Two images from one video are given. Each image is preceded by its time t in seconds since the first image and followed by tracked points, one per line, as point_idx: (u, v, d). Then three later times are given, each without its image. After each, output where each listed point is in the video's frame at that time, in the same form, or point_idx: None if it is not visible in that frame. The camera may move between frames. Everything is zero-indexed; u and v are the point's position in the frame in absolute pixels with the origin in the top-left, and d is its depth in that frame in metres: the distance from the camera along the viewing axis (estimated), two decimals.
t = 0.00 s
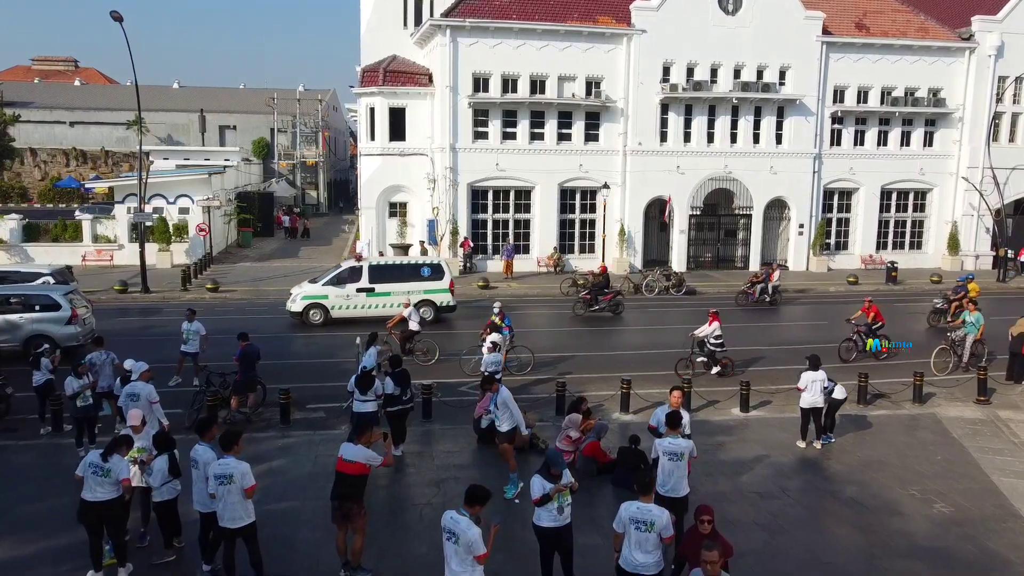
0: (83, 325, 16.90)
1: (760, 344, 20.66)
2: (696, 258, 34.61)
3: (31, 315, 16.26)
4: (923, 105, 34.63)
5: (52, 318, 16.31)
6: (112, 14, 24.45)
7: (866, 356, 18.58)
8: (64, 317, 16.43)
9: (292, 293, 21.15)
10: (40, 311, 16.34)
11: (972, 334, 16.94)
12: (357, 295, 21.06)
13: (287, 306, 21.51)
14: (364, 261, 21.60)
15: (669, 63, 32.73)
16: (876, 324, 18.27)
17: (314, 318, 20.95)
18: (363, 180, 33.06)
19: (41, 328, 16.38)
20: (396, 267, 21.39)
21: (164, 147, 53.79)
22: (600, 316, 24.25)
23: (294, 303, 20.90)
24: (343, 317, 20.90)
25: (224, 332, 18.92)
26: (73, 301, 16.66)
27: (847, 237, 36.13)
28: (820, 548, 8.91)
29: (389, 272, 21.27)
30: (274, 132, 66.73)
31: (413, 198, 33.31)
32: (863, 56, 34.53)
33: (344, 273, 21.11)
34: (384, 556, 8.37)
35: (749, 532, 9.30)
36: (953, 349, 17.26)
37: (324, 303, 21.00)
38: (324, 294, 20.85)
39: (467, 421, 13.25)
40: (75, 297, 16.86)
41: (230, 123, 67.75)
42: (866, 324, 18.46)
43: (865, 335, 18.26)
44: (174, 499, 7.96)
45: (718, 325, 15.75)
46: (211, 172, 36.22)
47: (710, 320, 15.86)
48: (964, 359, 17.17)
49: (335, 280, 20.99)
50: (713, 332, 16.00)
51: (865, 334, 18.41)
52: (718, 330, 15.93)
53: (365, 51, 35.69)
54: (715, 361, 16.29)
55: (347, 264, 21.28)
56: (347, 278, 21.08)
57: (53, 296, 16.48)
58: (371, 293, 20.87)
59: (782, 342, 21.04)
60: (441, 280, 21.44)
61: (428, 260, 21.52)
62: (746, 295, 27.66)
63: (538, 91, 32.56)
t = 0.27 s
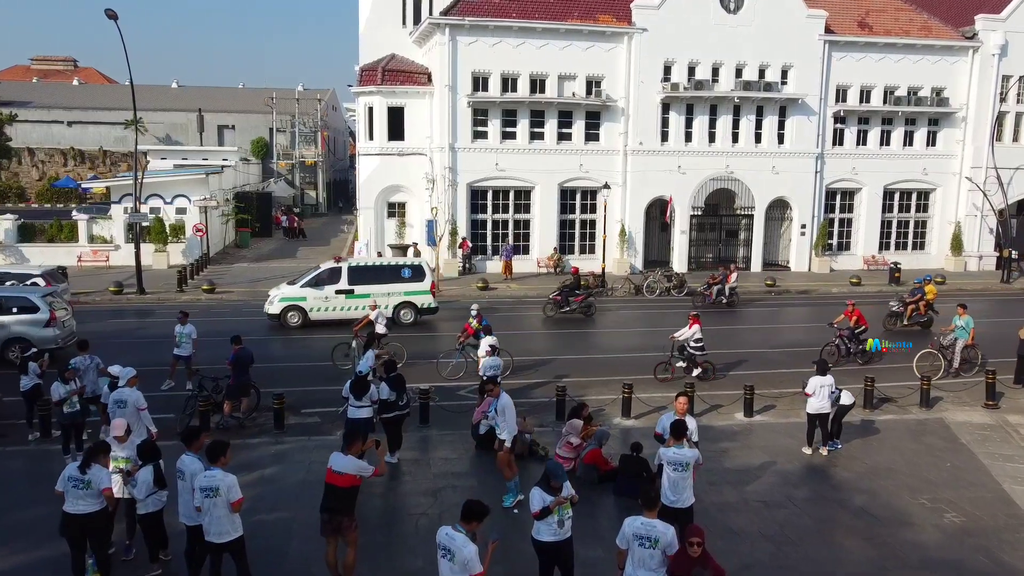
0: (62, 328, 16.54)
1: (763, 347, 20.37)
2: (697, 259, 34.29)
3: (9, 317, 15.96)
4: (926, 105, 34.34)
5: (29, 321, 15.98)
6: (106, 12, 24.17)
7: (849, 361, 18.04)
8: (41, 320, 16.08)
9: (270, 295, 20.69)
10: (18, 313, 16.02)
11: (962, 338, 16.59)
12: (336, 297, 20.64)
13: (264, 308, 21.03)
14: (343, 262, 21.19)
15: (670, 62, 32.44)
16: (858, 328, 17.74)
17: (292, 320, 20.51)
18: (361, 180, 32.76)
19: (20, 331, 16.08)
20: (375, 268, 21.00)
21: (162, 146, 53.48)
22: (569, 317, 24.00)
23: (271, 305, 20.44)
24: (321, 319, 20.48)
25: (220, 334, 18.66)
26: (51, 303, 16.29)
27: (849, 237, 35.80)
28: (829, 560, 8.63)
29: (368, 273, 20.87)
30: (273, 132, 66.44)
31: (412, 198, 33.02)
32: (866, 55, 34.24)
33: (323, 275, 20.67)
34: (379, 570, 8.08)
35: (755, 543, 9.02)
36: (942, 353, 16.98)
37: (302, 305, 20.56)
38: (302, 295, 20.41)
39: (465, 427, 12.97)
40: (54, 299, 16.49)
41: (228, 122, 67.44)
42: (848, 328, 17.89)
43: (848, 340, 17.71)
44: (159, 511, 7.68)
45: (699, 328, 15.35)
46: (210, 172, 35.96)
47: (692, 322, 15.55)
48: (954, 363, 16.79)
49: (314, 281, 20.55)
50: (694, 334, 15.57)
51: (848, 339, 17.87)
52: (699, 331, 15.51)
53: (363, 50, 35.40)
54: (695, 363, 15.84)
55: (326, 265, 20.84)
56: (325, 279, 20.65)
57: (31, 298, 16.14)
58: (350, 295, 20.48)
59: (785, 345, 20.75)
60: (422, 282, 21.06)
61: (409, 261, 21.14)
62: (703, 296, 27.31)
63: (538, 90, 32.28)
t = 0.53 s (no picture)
0: (41, 331, 16.20)
1: (765, 350, 20.07)
2: (698, 260, 33.98)
3: None
4: (929, 104, 34.05)
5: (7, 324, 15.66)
6: (101, 10, 23.89)
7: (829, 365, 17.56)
8: (19, 323, 15.76)
9: (249, 297, 20.16)
10: None
11: (950, 343, 16.10)
12: (316, 299, 20.15)
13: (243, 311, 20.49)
14: (323, 264, 20.68)
15: (671, 61, 32.15)
16: (840, 333, 17.18)
17: (271, 323, 20.00)
18: (360, 180, 32.46)
19: None
20: (356, 269, 20.54)
21: (160, 146, 53.17)
22: (541, 318, 23.84)
23: (249, 307, 19.90)
24: (302, 322, 19.96)
25: (215, 338, 18.37)
26: (31, 305, 15.97)
27: (852, 238, 35.48)
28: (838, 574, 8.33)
29: (349, 275, 20.40)
30: (272, 132, 66.14)
31: (410, 198, 32.72)
32: (869, 54, 33.92)
33: (303, 276, 20.17)
34: None
35: (760, 555, 8.73)
36: (927, 357, 16.64)
37: (282, 307, 20.05)
38: (281, 298, 19.90)
39: (463, 433, 12.68)
40: (33, 300, 16.15)
41: (227, 122, 67.12)
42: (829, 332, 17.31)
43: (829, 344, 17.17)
44: (143, 524, 7.39)
45: (678, 331, 15.14)
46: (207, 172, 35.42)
47: (671, 325, 15.30)
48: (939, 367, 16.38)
49: (293, 283, 20.03)
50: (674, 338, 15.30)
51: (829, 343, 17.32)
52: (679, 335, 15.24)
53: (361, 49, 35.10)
54: (672, 365, 15.64)
55: (306, 266, 20.34)
56: (305, 281, 20.15)
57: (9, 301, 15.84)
58: (331, 297, 20.01)
59: (788, 347, 20.44)
60: (404, 284, 20.67)
61: (390, 262, 20.72)
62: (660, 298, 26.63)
63: (538, 89, 31.98)
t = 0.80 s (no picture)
0: (21, 334, 15.83)
1: (769, 352, 19.78)
2: (699, 261, 33.69)
3: None
4: (932, 104, 33.73)
5: None
6: (95, 7, 23.60)
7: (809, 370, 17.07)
8: None
9: (228, 299, 19.46)
10: None
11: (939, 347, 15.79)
12: (298, 301, 19.53)
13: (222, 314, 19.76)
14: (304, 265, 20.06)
15: (672, 60, 31.85)
16: (821, 337, 16.63)
17: (252, 326, 19.30)
18: (358, 181, 32.16)
19: None
20: (339, 270, 19.97)
21: (158, 146, 52.87)
22: (514, 320, 23.47)
23: (229, 310, 19.22)
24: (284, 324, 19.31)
25: (210, 340, 18.08)
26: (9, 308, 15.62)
27: (854, 239, 35.19)
28: None
29: (331, 276, 19.82)
30: (270, 131, 65.84)
31: (409, 198, 32.42)
32: (872, 53, 33.61)
33: (284, 278, 19.54)
34: None
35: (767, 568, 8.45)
36: (913, 361, 16.30)
37: (263, 310, 19.39)
38: (262, 299, 19.24)
39: (461, 439, 12.40)
40: (11, 304, 15.79)
41: (225, 121, 66.82)
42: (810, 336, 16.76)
43: (810, 350, 16.63)
44: (126, 539, 7.10)
45: (656, 334, 14.86)
46: (204, 171, 35.14)
47: (649, 328, 15.00)
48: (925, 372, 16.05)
49: (274, 285, 19.39)
50: (652, 341, 15.03)
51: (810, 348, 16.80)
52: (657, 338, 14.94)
53: (359, 48, 34.81)
54: (649, 370, 15.25)
55: (288, 267, 19.72)
56: (287, 282, 19.53)
57: None
58: (314, 298, 19.38)
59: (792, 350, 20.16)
60: (388, 285, 20.16)
61: (374, 263, 20.20)
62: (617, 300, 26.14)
63: (538, 88, 31.69)
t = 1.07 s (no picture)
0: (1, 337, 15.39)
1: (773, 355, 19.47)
2: (701, 262, 33.38)
3: None
4: (936, 103, 33.41)
5: None
6: (89, 5, 23.29)
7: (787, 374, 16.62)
8: None
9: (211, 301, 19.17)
10: None
11: (924, 352, 15.42)
12: (281, 303, 19.06)
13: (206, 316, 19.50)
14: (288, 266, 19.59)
15: (674, 59, 31.54)
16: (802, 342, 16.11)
17: (234, 328, 18.98)
18: (356, 181, 31.86)
19: None
20: (323, 272, 19.46)
21: (156, 146, 52.54)
22: (488, 322, 23.05)
23: (211, 311, 18.93)
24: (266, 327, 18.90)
25: (204, 343, 17.77)
26: None
27: (857, 239, 34.90)
28: None
29: (315, 277, 19.31)
30: (269, 131, 65.54)
31: (407, 198, 32.11)
32: (875, 52, 33.29)
33: (267, 279, 19.12)
34: None
35: None
36: (897, 366, 15.93)
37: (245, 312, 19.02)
38: (244, 301, 18.87)
39: (458, 446, 12.09)
40: None
41: (224, 121, 66.53)
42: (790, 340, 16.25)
43: (790, 355, 16.13)
44: (105, 556, 6.78)
45: (633, 339, 14.59)
46: (201, 171, 34.84)
47: (626, 332, 14.69)
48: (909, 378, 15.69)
49: (256, 287, 18.99)
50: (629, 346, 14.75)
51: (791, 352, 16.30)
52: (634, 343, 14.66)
53: (358, 47, 34.51)
54: (628, 374, 14.98)
55: (271, 269, 19.27)
56: (270, 284, 19.07)
57: None
58: (296, 300, 18.92)
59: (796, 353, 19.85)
60: (373, 287, 19.59)
61: (359, 264, 19.64)
62: (575, 302, 25.53)
63: (537, 87, 31.37)
